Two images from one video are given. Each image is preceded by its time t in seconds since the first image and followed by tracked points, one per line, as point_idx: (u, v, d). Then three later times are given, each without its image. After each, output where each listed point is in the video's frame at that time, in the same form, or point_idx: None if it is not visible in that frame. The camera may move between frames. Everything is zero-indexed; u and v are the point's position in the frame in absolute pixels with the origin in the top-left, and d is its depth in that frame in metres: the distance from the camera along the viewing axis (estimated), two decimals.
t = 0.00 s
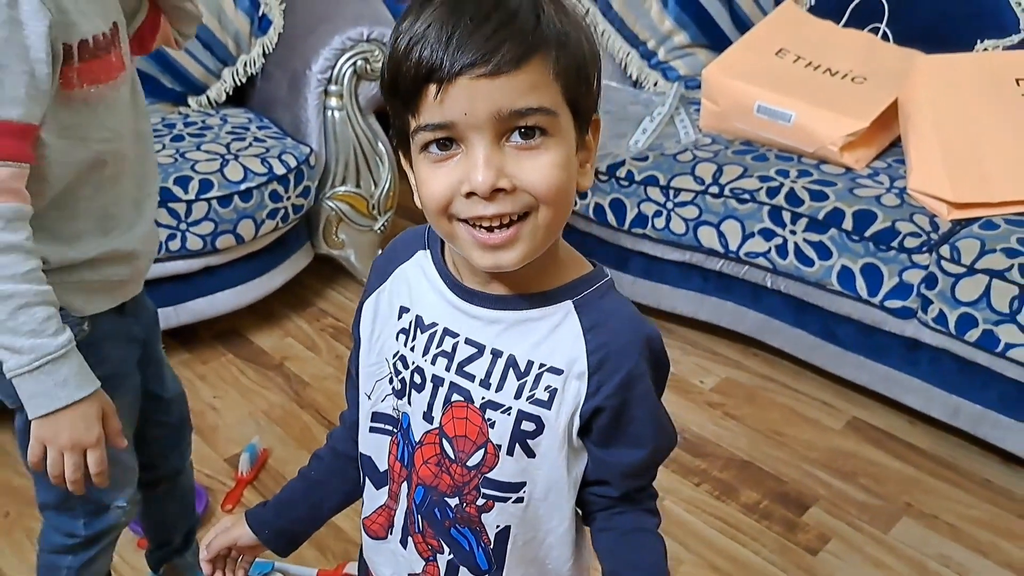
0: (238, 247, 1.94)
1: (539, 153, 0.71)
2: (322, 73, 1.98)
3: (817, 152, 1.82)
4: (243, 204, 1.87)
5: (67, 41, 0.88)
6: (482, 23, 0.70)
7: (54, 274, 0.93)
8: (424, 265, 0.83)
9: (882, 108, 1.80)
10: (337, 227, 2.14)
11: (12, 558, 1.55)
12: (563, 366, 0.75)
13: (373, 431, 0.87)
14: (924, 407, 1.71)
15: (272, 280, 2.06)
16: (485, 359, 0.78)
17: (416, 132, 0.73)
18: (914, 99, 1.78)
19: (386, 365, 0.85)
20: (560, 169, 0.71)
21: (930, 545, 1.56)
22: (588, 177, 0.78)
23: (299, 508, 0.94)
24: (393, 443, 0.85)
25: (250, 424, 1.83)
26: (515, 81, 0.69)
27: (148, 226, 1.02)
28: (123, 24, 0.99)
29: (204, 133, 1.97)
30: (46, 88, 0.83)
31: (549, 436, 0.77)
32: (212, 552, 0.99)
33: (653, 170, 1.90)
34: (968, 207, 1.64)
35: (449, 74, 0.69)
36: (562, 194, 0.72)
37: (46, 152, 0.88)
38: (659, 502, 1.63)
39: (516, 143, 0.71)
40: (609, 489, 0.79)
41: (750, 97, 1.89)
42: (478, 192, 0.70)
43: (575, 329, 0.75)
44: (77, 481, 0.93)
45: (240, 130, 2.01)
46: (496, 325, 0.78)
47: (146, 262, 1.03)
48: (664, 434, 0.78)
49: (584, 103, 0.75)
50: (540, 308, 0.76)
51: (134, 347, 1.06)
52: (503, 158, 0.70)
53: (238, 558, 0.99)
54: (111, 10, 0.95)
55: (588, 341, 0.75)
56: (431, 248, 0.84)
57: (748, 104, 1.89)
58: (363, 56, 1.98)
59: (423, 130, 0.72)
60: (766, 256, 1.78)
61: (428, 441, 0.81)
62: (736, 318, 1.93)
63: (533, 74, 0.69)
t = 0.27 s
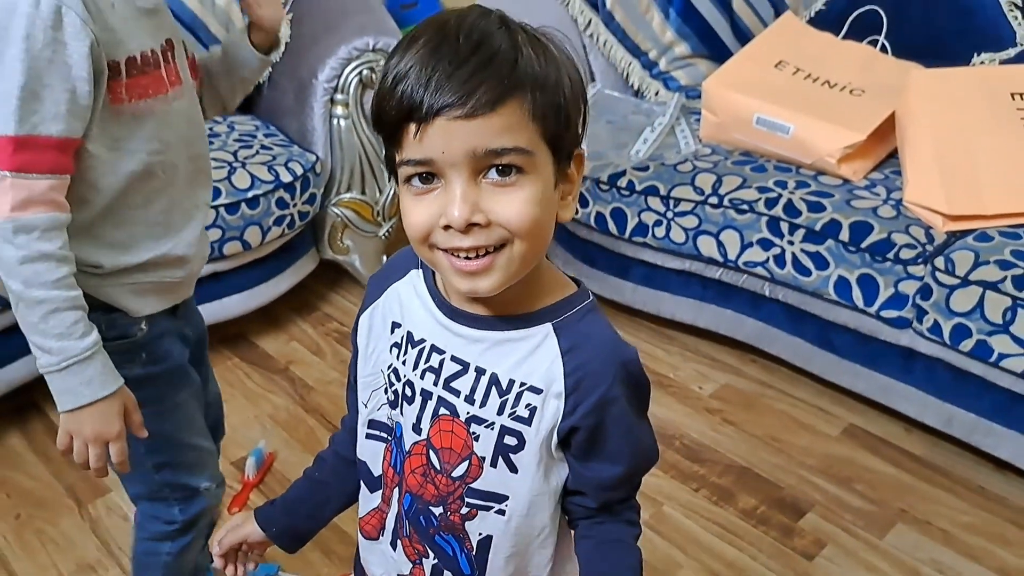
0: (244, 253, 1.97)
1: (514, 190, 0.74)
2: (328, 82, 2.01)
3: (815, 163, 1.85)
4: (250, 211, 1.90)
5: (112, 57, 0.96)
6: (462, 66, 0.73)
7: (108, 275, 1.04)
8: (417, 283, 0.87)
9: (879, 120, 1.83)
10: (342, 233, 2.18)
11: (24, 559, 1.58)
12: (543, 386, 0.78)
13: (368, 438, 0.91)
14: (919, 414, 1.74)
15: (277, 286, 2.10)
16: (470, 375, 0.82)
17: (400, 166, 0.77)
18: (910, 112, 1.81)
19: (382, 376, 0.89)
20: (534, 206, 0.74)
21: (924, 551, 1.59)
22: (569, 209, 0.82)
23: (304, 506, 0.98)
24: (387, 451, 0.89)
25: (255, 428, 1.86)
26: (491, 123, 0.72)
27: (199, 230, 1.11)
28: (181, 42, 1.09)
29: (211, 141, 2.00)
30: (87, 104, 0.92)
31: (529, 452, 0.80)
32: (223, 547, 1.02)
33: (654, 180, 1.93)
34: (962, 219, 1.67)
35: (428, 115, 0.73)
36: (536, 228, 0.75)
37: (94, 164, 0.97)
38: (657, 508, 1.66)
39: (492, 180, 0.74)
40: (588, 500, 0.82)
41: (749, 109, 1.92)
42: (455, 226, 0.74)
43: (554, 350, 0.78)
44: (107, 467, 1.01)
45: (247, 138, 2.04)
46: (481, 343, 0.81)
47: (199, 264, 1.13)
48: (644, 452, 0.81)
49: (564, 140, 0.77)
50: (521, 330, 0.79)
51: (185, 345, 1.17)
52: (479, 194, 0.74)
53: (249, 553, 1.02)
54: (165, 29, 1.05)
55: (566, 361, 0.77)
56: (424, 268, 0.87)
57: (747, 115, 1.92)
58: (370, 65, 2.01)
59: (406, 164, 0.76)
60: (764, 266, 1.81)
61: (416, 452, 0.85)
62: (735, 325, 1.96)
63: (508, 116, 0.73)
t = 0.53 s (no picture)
0: (255, 243, 1.99)
1: (509, 197, 0.75)
2: (343, 76, 2.02)
3: (825, 170, 1.86)
4: (262, 201, 1.92)
5: (166, 60, 0.99)
6: (457, 76, 0.74)
7: (166, 269, 1.08)
8: (416, 273, 0.88)
9: (890, 130, 1.84)
10: (352, 226, 2.18)
11: (29, 538, 1.60)
12: (535, 376, 0.79)
13: (361, 423, 0.92)
14: (922, 423, 1.75)
15: (287, 275, 2.11)
16: (463, 364, 0.83)
17: (397, 172, 0.78)
18: (922, 122, 1.81)
19: (376, 364, 0.90)
20: (529, 212, 0.75)
21: (922, 559, 1.60)
22: (564, 207, 0.82)
23: (296, 485, 0.99)
24: (377, 437, 0.91)
25: (261, 416, 1.87)
26: (486, 133, 0.73)
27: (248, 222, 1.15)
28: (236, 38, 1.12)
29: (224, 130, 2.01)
30: (141, 108, 0.96)
31: (518, 440, 0.81)
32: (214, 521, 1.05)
33: (663, 182, 1.94)
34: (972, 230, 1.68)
35: (424, 126, 0.74)
36: (531, 232, 0.76)
37: (150, 165, 1.01)
38: (658, 509, 1.67)
39: (487, 187, 0.75)
40: (575, 491, 0.83)
41: (761, 114, 1.92)
42: (451, 232, 0.75)
43: (546, 342, 0.79)
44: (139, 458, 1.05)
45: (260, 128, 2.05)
46: (474, 332, 0.82)
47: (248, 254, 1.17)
48: (627, 447, 0.81)
49: (560, 143, 0.78)
50: (514, 320, 0.81)
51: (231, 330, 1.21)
52: (474, 201, 0.75)
53: (239, 529, 1.05)
54: (220, 26, 1.08)
55: (559, 352, 0.79)
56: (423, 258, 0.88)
57: (759, 121, 1.93)
58: (384, 60, 2.02)
59: (403, 171, 0.77)
60: (772, 270, 1.82)
61: (408, 438, 0.86)
62: (741, 330, 1.97)
63: (503, 126, 0.73)
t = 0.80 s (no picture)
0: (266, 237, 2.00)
1: (517, 196, 0.75)
2: (355, 73, 2.03)
3: (836, 175, 1.85)
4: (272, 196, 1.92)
5: (212, 71, 0.97)
6: (463, 77, 0.74)
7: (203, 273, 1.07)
8: (421, 269, 0.88)
9: (902, 135, 1.83)
10: (361, 222, 2.19)
11: (34, 527, 1.60)
12: (547, 368, 0.80)
13: (368, 422, 0.92)
14: (929, 431, 1.74)
15: (297, 269, 2.12)
16: (474, 358, 0.83)
17: (404, 174, 0.78)
18: (934, 128, 1.81)
19: (383, 361, 0.90)
20: (537, 211, 0.76)
21: (927, 568, 1.59)
22: (571, 200, 0.82)
23: (298, 488, 0.99)
24: (385, 435, 0.90)
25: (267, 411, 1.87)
26: (493, 135, 0.73)
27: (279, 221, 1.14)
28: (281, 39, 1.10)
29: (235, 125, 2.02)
30: (186, 117, 0.95)
31: (531, 435, 0.81)
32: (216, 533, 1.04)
33: (673, 184, 1.93)
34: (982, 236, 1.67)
35: (431, 130, 0.74)
36: (539, 230, 0.76)
37: (194, 175, 1.00)
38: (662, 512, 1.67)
39: (496, 187, 0.75)
40: (588, 483, 0.83)
41: (772, 118, 1.92)
42: (460, 234, 0.75)
43: (558, 333, 0.79)
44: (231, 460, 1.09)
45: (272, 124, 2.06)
46: (484, 326, 0.82)
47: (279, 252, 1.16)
48: (641, 440, 0.81)
49: (567, 137, 0.78)
50: (522, 314, 0.81)
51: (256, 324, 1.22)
52: (483, 201, 0.75)
53: (242, 538, 1.04)
54: (266, 30, 1.05)
55: (570, 344, 0.79)
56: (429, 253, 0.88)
57: (770, 124, 1.93)
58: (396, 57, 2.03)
59: (410, 173, 0.77)
60: (781, 274, 1.81)
61: (418, 435, 0.86)
62: (749, 333, 1.97)
63: (510, 126, 0.73)
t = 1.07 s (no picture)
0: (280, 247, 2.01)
1: (541, 230, 0.76)
2: (369, 83, 2.04)
3: (849, 185, 1.85)
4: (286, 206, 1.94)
5: (245, 106, 0.97)
6: (485, 114, 0.75)
7: (234, 301, 1.09)
8: (441, 299, 0.89)
9: (915, 145, 1.83)
10: (374, 231, 2.20)
11: (51, 534, 1.62)
12: (580, 395, 0.81)
13: (397, 454, 0.93)
14: (942, 441, 1.74)
15: (309, 278, 2.14)
16: (504, 388, 0.84)
17: (426, 210, 0.79)
18: (946, 139, 1.81)
19: (408, 393, 0.91)
20: (561, 244, 0.77)
21: None
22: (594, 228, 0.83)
23: (326, 523, 1.00)
24: (416, 466, 0.92)
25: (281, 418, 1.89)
26: (516, 171, 0.74)
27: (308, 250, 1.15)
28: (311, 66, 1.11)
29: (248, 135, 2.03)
30: (221, 153, 0.95)
31: (566, 461, 0.83)
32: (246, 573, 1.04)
33: (686, 194, 1.94)
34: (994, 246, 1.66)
35: (454, 167, 0.75)
36: (563, 263, 0.77)
37: (227, 210, 1.01)
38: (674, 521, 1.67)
39: (519, 222, 0.76)
40: (623, 502, 0.83)
41: (785, 128, 1.92)
42: (483, 269, 0.76)
43: (590, 359, 0.81)
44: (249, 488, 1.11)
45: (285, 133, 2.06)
46: (512, 355, 0.84)
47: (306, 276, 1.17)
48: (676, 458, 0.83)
49: (589, 169, 0.79)
50: (550, 344, 0.82)
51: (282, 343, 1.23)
52: (506, 236, 0.76)
53: None
54: (297, 60, 1.06)
55: (602, 369, 0.81)
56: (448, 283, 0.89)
57: (782, 134, 1.93)
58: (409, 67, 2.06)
59: (433, 209, 0.78)
60: (793, 284, 1.82)
61: (449, 467, 0.87)
62: (761, 343, 1.97)
63: (533, 163, 0.74)
